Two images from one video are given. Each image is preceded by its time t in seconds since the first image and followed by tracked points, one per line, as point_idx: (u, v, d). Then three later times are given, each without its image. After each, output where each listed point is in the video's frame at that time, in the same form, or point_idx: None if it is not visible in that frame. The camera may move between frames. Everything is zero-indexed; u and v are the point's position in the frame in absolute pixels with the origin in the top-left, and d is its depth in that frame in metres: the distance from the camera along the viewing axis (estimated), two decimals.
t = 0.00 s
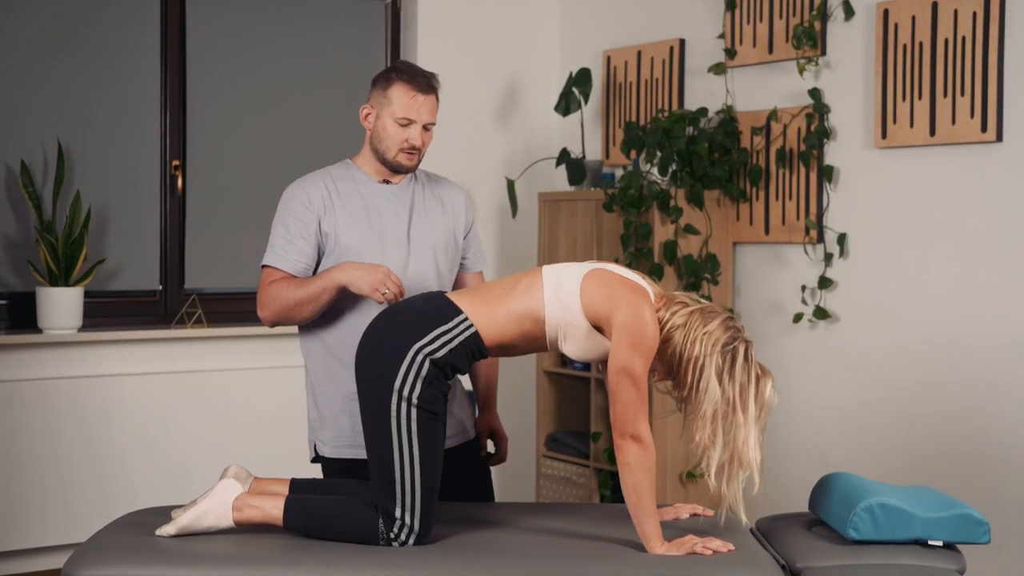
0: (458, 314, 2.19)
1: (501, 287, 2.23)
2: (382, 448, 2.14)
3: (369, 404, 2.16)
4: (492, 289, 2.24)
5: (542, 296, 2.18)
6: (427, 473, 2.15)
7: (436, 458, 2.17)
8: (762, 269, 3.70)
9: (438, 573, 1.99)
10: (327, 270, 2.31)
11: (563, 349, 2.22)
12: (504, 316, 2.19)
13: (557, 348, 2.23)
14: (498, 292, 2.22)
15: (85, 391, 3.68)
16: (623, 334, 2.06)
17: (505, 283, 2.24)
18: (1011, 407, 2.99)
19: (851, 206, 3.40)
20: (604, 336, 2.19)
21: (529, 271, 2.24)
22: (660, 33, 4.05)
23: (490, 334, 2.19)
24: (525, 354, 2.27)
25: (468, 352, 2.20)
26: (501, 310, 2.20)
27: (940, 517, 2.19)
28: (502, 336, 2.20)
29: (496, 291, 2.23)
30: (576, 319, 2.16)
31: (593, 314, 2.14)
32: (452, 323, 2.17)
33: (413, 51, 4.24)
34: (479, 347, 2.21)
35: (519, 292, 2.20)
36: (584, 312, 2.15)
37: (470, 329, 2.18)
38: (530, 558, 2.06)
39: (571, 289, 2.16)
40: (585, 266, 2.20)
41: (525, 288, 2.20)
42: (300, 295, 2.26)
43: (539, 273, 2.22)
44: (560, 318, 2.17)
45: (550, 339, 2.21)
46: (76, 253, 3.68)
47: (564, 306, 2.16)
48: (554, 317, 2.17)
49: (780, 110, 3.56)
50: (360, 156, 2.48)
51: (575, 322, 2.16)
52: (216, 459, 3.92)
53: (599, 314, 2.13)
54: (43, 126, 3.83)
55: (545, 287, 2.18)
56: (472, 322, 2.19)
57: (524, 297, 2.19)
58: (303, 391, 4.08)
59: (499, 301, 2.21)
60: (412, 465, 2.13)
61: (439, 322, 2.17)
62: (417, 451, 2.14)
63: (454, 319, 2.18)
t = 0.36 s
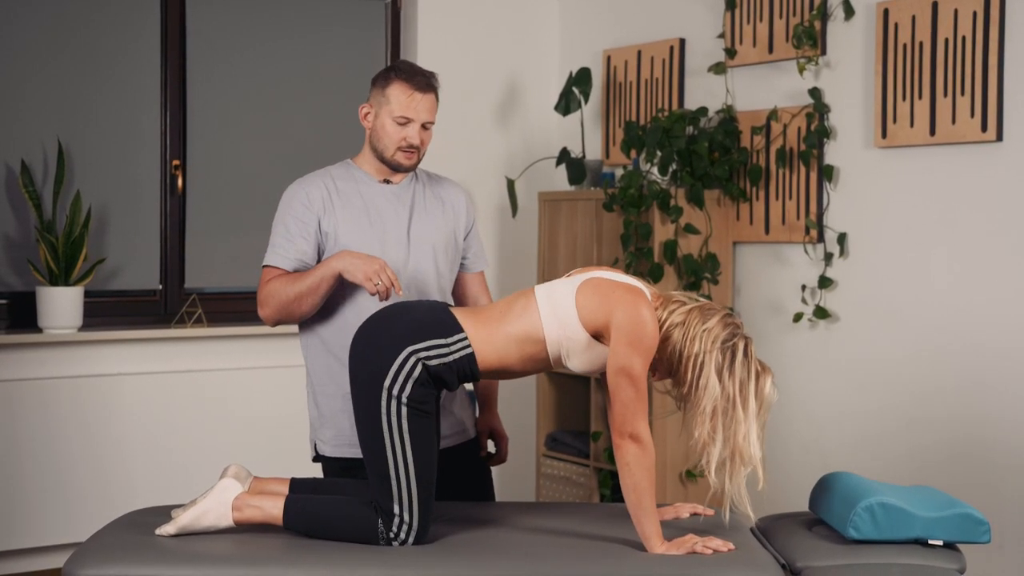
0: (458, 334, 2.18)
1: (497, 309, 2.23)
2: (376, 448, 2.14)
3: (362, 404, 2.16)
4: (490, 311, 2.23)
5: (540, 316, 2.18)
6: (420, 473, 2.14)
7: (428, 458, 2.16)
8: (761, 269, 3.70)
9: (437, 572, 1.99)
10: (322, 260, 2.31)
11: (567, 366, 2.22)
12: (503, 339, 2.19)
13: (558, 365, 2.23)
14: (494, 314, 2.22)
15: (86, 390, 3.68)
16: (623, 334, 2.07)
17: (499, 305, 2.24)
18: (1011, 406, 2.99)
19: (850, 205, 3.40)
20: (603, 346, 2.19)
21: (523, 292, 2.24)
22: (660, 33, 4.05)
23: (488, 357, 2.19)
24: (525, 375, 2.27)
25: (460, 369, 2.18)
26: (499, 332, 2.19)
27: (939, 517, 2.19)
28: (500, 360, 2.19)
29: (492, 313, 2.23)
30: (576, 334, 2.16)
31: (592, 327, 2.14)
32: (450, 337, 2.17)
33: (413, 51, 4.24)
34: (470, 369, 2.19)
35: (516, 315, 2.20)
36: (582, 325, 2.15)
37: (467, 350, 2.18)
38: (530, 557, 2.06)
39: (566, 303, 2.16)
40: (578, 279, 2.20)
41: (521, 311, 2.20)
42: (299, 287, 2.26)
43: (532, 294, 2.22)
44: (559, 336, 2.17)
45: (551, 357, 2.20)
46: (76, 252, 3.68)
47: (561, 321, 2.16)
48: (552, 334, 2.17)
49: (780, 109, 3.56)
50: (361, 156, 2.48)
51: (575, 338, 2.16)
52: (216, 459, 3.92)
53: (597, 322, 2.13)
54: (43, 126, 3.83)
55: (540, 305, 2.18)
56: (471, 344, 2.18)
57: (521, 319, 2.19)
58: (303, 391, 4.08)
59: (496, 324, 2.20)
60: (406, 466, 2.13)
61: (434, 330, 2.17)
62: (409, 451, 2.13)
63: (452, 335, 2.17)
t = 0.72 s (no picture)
0: (463, 335, 2.18)
1: (501, 314, 2.23)
2: (378, 447, 2.14)
3: (366, 404, 2.16)
4: (496, 314, 2.24)
5: (544, 319, 2.18)
6: (422, 472, 2.13)
7: (430, 457, 2.15)
8: (762, 269, 3.70)
9: (438, 571, 2.00)
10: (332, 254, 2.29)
11: (572, 369, 2.21)
12: (509, 342, 2.19)
13: (563, 368, 2.23)
14: (500, 317, 2.22)
15: (87, 389, 3.68)
16: (626, 334, 2.06)
17: (503, 308, 2.24)
18: (1012, 406, 2.99)
19: (851, 205, 3.40)
20: (605, 347, 2.18)
21: (527, 295, 2.25)
22: (661, 32, 4.05)
23: (494, 359, 2.18)
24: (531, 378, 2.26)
25: (465, 370, 2.18)
26: (503, 335, 2.19)
27: (941, 517, 2.19)
28: (504, 362, 2.19)
29: (497, 317, 2.23)
30: (581, 335, 2.15)
31: (597, 329, 2.14)
32: (455, 339, 2.17)
33: (414, 50, 4.24)
34: (474, 372, 2.19)
35: (520, 318, 2.20)
36: (585, 326, 2.15)
37: (471, 351, 2.18)
38: (531, 556, 2.06)
39: (569, 304, 2.16)
40: (578, 281, 2.20)
41: (525, 314, 2.20)
42: (310, 279, 2.23)
43: (536, 297, 2.22)
44: (563, 340, 2.16)
45: (556, 359, 2.20)
46: (76, 252, 3.68)
47: (564, 323, 2.16)
48: (556, 336, 2.16)
49: (781, 108, 3.56)
50: (373, 156, 2.49)
51: (582, 340, 2.16)
52: (217, 458, 3.92)
53: (600, 323, 2.13)
54: (44, 124, 3.83)
55: (542, 308, 2.18)
56: (477, 347, 2.18)
57: (525, 322, 2.19)
58: (304, 390, 4.08)
59: (501, 326, 2.20)
60: (408, 464, 2.13)
61: (438, 332, 2.16)
62: (412, 450, 2.13)
63: (458, 337, 2.18)
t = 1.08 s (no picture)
0: (463, 334, 2.18)
1: (502, 313, 2.22)
2: (378, 447, 2.14)
3: (366, 403, 2.16)
4: (497, 313, 2.23)
5: (545, 319, 2.17)
6: (422, 471, 2.13)
7: (430, 456, 2.15)
8: (763, 268, 3.70)
9: (438, 569, 2.00)
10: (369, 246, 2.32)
11: (573, 368, 2.21)
12: (510, 341, 2.18)
13: (563, 368, 2.23)
14: (501, 315, 2.22)
15: (86, 388, 3.68)
16: (627, 334, 2.06)
17: (505, 307, 2.24)
18: (1012, 406, 2.99)
19: (850, 204, 3.40)
20: (605, 347, 2.18)
21: (527, 295, 2.24)
22: (661, 32, 4.05)
23: (494, 358, 2.18)
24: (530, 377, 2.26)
25: (466, 369, 2.18)
26: (504, 333, 2.19)
27: (940, 516, 2.19)
28: (505, 361, 2.19)
29: (498, 315, 2.22)
30: (581, 335, 2.15)
31: (597, 329, 2.14)
32: (456, 338, 2.17)
33: (413, 49, 4.24)
34: (475, 369, 2.19)
35: (521, 318, 2.20)
36: (586, 326, 2.15)
37: (472, 351, 2.18)
38: (531, 555, 2.06)
39: (570, 304, 2.16)
40: (580, 280, 2.20)
41: (526, 314, 2.19)
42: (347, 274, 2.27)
43: (537, 296, 2.21)
44: (561, 338, 2.16)
45: (557, 359, 2.19)
46: (76, 251, 3.68)
47: (565, 322, 2.16)
48: (556, 337, 2.16)
49: (780, 108, 3.56)
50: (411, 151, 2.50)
51: (581, 339, 2.15)
52: (216, 457, 3.92)
53: (601, 323, 2.13)
54: (44, 124, 3.83)
55: (544, 307, 2.18)
56: (477, 346, 2.18)
57: (525, 322, 2.19)
58: (303, 389, 4.08)
59: (501, 324, 2.20)
60: (406, 464, 2.13)
61: (438, 331, 2.16)
62: (412, 449, 2.13)
63: (458, 336, 2.17)
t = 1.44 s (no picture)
0: (463, 332, 2.18)
1: (503, 312, 2.22)
2: (378, 447, 2.14)
3: (366, 403, 2.16)
4: (497, 312, 2.23)
5: (546, 317, 2.17)
6: (421, 471, 2.13)
7: (430, 455, 2.15)
8: (763, 267, 3.69)
9: (438, 569, 2.00)
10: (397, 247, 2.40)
11: (573, 367, 2.21)
12: (510, 340, 2.18)
13: (564, 367, 2.22)
14: (501, 314, 2.22)
15: (85, 388, 3.68)
16: (627, 333, 2.06)
17: (506, 306, 2.23)
18: (1013, 405, 2.99)
19: (850, 204, 3.39)
20: (605, 346, 2.17)
21: (528, 294, 2.23)
22: (661, 31, 4.05)
23: (493, 356, 2.18)
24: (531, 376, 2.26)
25: (467, 367, 2.18)
26: (504, 332, 2.19)
27: (940, 514, 2.19)
28: (505, 359, 2.19)
29: (498, 314, 2.22)
30: (581, 333, 2.15)
31: (597, 327, 2.14)
32: (457, 337, 2.16)
33: (413, 49, 4.24)
34: (475, 368, 2.19)
35: (522, 316, 2.19)
36: (586, 324, 2.14)
37: (472, 348, 2.17)
38: (531, 554, 2.06)
39: (570, 303, 2.16)
40: (581, 279, 2.20)
41: (527, 312, 2.19)
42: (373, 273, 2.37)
43: (538, 295, 2.21)
44: (562, 337, 2.16)
45: (557, 357, 2.19)
46: (76, 250, 3.68)
47: (565, 321, 2.16)
48: (556, 336, 2.16)
49: (780, 107, 3.56)
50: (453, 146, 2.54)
51: (581, 338, 2.15)
52: (215, 456, 3.92)
53: (601, 321, 2.13)
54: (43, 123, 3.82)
55: (544, 306, 2.18)
56: (477, 343, 2.18)
57: (525, 321, 2.18)
58: (303, 389, 4.08)
59: (501, 322, 2.20)
60: (406, 463, 2.13)
61: (438, 327, 2.16)
62: (412, 449, 2.13)
63: (457, 333, 2.17)
